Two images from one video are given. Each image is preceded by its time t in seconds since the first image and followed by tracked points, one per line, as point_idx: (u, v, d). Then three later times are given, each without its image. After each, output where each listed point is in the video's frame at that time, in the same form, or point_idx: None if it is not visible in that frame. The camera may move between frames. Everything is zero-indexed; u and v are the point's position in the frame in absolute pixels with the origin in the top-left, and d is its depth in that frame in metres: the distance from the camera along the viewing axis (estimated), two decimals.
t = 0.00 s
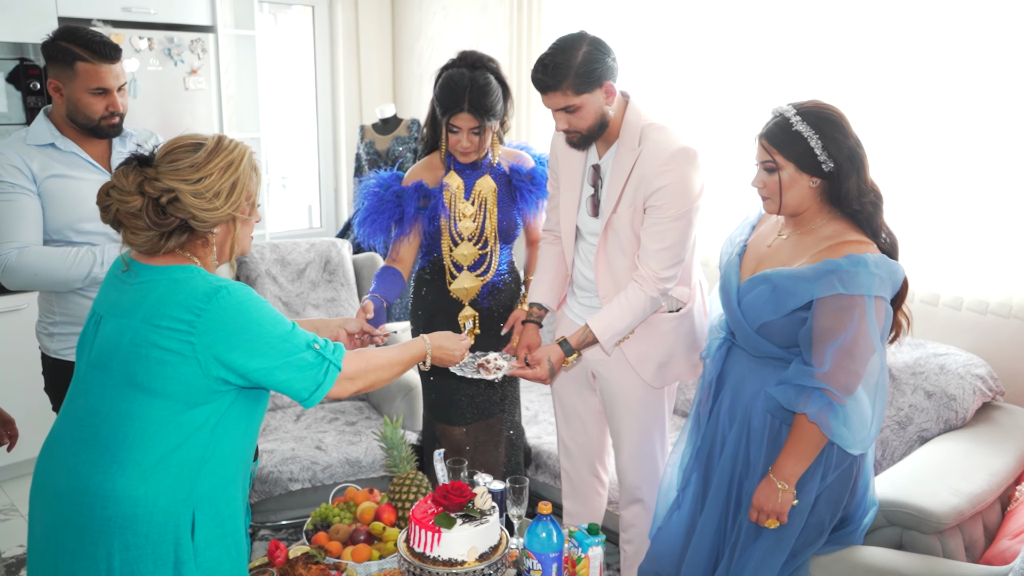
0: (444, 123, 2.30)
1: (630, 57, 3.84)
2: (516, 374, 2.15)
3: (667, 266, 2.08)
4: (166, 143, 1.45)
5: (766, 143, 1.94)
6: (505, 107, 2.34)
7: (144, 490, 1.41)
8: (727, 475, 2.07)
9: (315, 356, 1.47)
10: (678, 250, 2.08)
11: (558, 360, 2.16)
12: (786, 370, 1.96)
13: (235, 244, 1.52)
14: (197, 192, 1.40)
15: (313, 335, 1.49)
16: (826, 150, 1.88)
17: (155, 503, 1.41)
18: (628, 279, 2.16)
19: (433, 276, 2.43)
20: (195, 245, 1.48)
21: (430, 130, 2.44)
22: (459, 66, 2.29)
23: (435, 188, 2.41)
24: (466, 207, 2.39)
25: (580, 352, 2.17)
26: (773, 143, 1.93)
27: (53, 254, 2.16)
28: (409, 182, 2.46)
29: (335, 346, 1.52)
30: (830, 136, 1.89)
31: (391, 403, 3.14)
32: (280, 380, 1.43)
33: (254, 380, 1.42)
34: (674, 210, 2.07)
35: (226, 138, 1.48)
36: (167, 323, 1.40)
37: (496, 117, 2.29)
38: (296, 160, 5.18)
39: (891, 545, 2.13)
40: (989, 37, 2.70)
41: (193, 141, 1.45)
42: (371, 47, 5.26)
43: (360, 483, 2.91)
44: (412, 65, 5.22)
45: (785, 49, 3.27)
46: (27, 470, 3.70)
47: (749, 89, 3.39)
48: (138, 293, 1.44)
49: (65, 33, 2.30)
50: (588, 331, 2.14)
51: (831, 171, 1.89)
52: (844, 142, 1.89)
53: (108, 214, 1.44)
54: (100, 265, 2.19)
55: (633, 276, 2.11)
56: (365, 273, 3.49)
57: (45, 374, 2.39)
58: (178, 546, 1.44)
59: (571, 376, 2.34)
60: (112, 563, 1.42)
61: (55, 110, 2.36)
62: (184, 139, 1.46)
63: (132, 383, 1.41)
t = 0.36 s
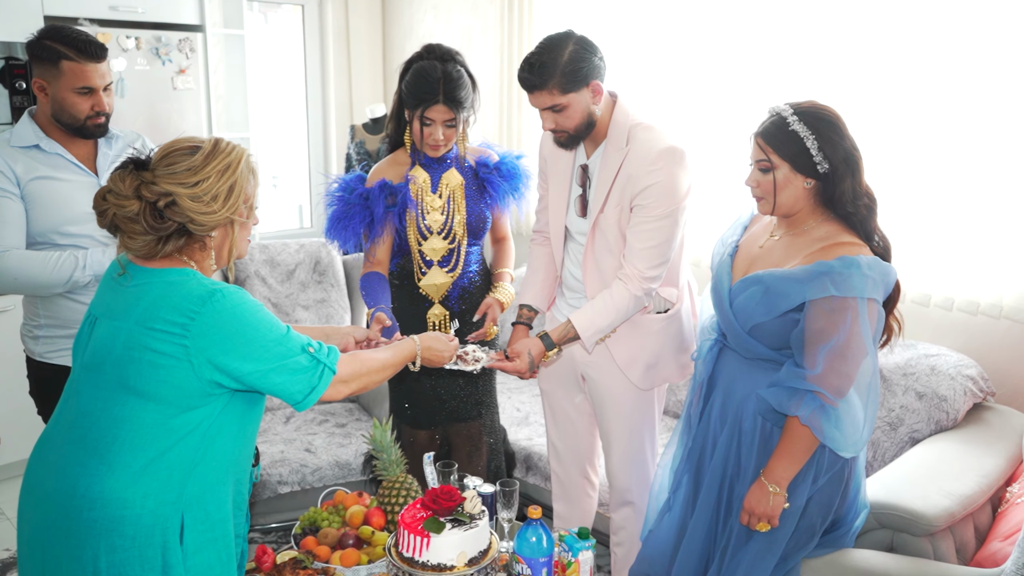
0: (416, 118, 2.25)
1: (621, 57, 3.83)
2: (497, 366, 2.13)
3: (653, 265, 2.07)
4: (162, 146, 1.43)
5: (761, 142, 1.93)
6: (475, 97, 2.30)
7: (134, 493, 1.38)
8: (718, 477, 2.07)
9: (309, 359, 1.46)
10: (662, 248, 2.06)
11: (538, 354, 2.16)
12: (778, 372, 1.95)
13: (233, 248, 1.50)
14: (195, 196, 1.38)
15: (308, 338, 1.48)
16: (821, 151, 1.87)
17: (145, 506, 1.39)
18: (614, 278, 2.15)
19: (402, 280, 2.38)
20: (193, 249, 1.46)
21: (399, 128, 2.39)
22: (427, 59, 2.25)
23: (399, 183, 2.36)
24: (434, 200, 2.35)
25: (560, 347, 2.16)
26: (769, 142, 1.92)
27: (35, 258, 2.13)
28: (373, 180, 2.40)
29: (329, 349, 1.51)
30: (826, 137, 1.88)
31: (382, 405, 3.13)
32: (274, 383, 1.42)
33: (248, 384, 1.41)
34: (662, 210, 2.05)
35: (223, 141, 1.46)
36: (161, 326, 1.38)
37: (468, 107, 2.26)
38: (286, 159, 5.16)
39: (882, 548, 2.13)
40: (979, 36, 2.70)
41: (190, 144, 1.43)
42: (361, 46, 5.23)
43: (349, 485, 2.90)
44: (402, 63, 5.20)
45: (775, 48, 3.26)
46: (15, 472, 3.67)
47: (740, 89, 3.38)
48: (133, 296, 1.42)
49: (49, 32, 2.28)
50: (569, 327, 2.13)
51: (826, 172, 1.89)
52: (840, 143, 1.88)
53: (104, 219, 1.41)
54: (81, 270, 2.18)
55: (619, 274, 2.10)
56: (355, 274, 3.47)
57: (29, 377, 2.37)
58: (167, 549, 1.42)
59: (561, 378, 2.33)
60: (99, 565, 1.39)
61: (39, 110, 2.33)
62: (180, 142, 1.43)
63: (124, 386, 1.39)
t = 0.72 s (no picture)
0: (392, 119, 2.22)
1: (619, 55, 3.80)
2: (482, 358, 2.12)
3: (643, 264, 2.05)
4: (144, 146, 1.41)
5: (762, 137, 1.91)
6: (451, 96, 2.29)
7: (124, 495, 1.36)
8: (712, 479, 2.04)
9: (304, 354, 1.44)
10: (654, 247, 2.04)
11: (523, 348, 2.16)
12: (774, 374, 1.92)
13: (218, 249, 1.48)
14: (178, 196, 1.36)
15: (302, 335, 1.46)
16: (822, 151, 1.85)
17: (135, 507, 1.37)
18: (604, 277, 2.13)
19: (370, 284, 2.35)
20: (179, 250, 1.44)
21: (371, 129, 2.35)
22: (402, 58, 2.23)
23: (369, 182, 2.32)
24: (405, 202, 2.32)
25: (545, 343, 2.17)
26: (771, 138, 1.89)
27: (22, 256, 2.11)
28: (341, 178, 2.36)
29: (324, 342, 1.49)
30: (829, 136, 1.86)
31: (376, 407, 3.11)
32: (270, 379, 1.40)
33: (242, 383, 1.39)
34: (653, 209, 2.03)
35: (206, 140, 1.44)
36: (152, 326, 1.35)
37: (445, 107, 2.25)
38: (283, 159, 5.14)
39: (879, 552, 2.10)
40: (976, 34, 2.68)
41: (171, 145, 1.41)
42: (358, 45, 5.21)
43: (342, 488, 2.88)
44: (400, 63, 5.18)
45: (772, 47, 3.24)
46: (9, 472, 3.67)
47: (737, 88, 3.36)
48: (122, 297, 1.40)
49: (37, 29, 2.27)
50: (555, 323, 2.12)
51: (826, 173, 1.86)
52: (842, 144, 1.86)
53: (86, 221, 1.39)
54: (69, 267, 2.15)
55: (608, 272, 2.08)
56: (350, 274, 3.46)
57: (18, 378, 2.35)
58: (157, 550, 1.39)
59: (555, 379, 2.31)
60: (86, 566, 1.36)
61: (29, 109, 2.31)
62: (163, 142, 1.41)
63: (113, 387, 1.37)
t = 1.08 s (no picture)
0: (402, 126, 2.20)
1: (634, 54, 3.77)
2: (485, 352, 2.10)
3: (648, 264, 2.02)
4: (154, 147, 1.40)
5: (783, 137, 1.88)
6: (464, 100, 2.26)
7: (136, 496, 1.35)
8: (724, 483, 2.01)
9: (315, 364, 1.43)
10: (660, 246, 2.01)
11: (524, 344, 2.17)
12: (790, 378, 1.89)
13: (231, 246, 1.47)
14: (190, 196, 1.35)
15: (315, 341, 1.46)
16: (844, 152, 1.82)
17: (148, 508, 1.36)
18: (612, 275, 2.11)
19: (376, 285, 2.32)
20: (192, 248, 1.43)
21: (381, 133, 2.33)
22: (412, 63, 2.20)
23: (379, 189, 2.29)
24: (414, 208, 2.30)
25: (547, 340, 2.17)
26: (792, 137, 1.86)
27: (28, 265, 2.11)
28: (351, 185, 2.34)
29: (334, 353, 1.49)
30: (851, 137, 1.82)
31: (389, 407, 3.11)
32: (279, 388, 1.39)
33: (255, 387, 1.38)
34: (661, 208, 2.00)
35: (215, 138, 1.43)
36: (168, 326, 1.34)
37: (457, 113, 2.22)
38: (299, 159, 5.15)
39: (896, 560, 2.07)
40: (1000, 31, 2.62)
41: (182, 144, 1.40)
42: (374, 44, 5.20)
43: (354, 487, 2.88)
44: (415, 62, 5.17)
45: (788, 44, 3.19)
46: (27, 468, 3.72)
47: (753, 86, 3.32)
48: (137, 297, 1.38)
49: (46, 25, 2.34)
50: (558, 320, 2.12)
51: (848, 175, 1.83)
52: (865, 146, 1.82)
53: (99, 224, 1.39)
54: (72, 278, 2.15)
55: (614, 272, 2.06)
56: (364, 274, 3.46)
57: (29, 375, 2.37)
58: (168, 551, 1.38)
59: (567, 380, 2.29)
60: (97, 566, 1.35)
61: (43, 108, 2.34)
62: (172, 142, 1.40)
63: (128, 386, 1.35)
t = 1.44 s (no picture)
0: (447, 130, 2.21)
1: (676, 52, 3.73)
2: (520, 352, 2.10)
3: (687, 265, 1.99)
4: (194, 146, 1.43)
5: (829, 138, 1.84)
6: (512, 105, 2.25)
7: (180, 494, 1.38)
8: (763, 490, 1.98)
9: (351, 365, 1.44)
10: (698, 247, 1.99)
11: (561, 344, 2.16)
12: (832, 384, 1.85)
13: (267, 245, 1.49)
14: (229, 194, 1.37)
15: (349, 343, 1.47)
16: (893, 153, 1.77)
17: (191, 505, 1.38)
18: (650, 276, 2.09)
19: (424, 285, 2.32)
20: (230, 247, 1.45)
21: (430, 135, 2.33)
22: (460, 66, 2.20)
23: (425, 195, 2.32)
24: (459, 214, 2.30)
25: (583, 341, 2.17)
26: (838, 139, 1.82)
27: (59, 289, 2.27)
28: (398, 189, 2.36)
29: (369, 355, 1.50)
30: (901, 137, 1.77)
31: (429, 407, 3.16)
32: (316, 390, 1.40)
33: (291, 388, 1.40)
34: (700, 208, 1.97)
35: (255, 138, 1.45)
36: (210, 326, 1.36)
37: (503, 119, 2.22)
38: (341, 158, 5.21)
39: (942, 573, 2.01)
40: None
41: (222, 143, 1.43)
42: (416, 44, 5.23)
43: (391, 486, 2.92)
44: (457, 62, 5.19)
45: (835, 41, 3.12)
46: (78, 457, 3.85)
47: (799, 84, 3.25)
48: (176, 296, 1.40)
49: (116, 27, 2.43)
50: (594, 320, 2.12)
51: (897, 177, 1.78)
52: (915, 146, 1.77)
53: (141, 220, 1.42)
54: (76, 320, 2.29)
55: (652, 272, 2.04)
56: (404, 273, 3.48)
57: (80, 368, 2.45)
58: (211, 548, 1.41)
59: (606, 382, 2.28)
60: (142, 563, 1.38)
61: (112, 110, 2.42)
62: (211, 142, 1.43)
63: (170, 385, 1.37)
